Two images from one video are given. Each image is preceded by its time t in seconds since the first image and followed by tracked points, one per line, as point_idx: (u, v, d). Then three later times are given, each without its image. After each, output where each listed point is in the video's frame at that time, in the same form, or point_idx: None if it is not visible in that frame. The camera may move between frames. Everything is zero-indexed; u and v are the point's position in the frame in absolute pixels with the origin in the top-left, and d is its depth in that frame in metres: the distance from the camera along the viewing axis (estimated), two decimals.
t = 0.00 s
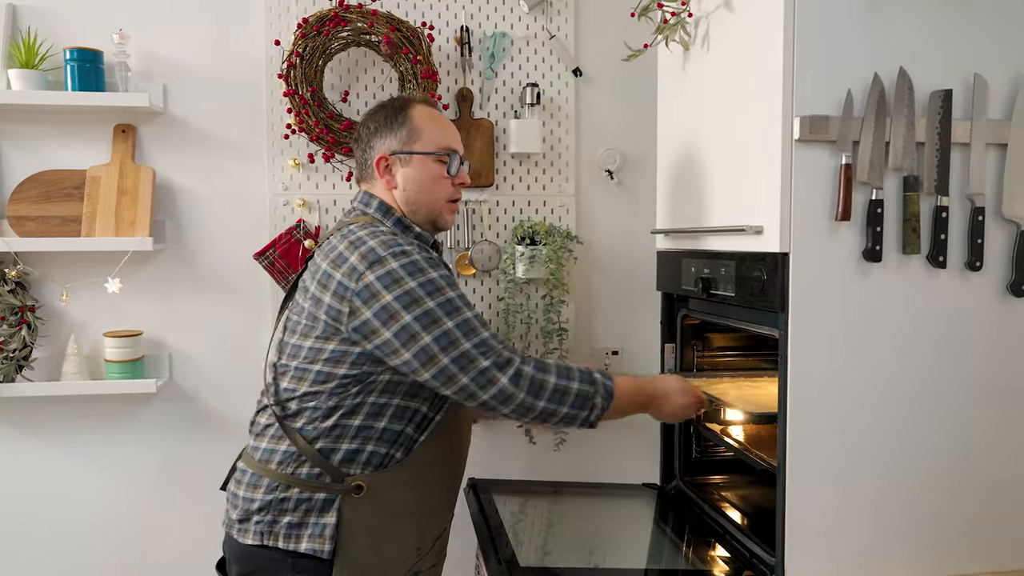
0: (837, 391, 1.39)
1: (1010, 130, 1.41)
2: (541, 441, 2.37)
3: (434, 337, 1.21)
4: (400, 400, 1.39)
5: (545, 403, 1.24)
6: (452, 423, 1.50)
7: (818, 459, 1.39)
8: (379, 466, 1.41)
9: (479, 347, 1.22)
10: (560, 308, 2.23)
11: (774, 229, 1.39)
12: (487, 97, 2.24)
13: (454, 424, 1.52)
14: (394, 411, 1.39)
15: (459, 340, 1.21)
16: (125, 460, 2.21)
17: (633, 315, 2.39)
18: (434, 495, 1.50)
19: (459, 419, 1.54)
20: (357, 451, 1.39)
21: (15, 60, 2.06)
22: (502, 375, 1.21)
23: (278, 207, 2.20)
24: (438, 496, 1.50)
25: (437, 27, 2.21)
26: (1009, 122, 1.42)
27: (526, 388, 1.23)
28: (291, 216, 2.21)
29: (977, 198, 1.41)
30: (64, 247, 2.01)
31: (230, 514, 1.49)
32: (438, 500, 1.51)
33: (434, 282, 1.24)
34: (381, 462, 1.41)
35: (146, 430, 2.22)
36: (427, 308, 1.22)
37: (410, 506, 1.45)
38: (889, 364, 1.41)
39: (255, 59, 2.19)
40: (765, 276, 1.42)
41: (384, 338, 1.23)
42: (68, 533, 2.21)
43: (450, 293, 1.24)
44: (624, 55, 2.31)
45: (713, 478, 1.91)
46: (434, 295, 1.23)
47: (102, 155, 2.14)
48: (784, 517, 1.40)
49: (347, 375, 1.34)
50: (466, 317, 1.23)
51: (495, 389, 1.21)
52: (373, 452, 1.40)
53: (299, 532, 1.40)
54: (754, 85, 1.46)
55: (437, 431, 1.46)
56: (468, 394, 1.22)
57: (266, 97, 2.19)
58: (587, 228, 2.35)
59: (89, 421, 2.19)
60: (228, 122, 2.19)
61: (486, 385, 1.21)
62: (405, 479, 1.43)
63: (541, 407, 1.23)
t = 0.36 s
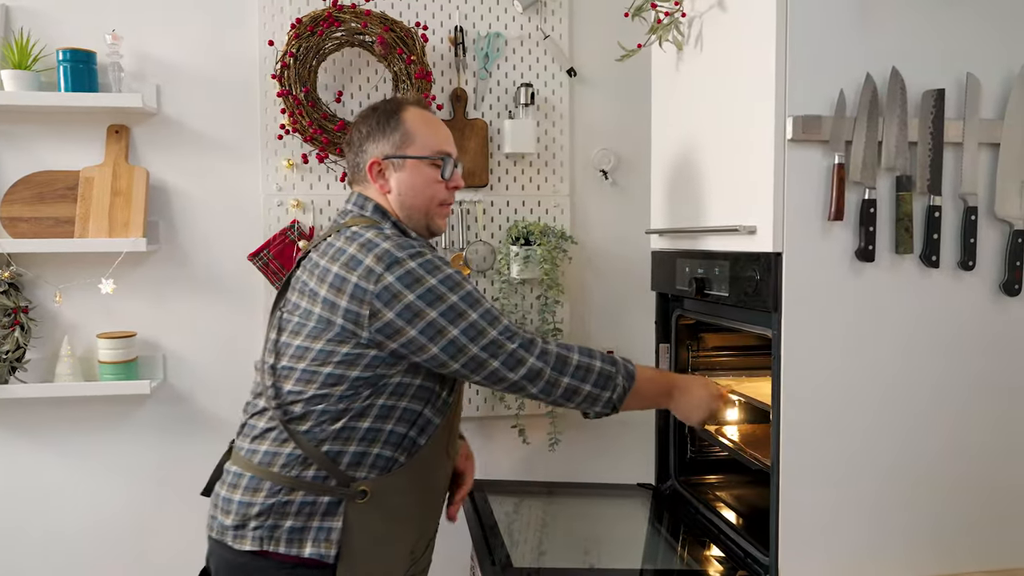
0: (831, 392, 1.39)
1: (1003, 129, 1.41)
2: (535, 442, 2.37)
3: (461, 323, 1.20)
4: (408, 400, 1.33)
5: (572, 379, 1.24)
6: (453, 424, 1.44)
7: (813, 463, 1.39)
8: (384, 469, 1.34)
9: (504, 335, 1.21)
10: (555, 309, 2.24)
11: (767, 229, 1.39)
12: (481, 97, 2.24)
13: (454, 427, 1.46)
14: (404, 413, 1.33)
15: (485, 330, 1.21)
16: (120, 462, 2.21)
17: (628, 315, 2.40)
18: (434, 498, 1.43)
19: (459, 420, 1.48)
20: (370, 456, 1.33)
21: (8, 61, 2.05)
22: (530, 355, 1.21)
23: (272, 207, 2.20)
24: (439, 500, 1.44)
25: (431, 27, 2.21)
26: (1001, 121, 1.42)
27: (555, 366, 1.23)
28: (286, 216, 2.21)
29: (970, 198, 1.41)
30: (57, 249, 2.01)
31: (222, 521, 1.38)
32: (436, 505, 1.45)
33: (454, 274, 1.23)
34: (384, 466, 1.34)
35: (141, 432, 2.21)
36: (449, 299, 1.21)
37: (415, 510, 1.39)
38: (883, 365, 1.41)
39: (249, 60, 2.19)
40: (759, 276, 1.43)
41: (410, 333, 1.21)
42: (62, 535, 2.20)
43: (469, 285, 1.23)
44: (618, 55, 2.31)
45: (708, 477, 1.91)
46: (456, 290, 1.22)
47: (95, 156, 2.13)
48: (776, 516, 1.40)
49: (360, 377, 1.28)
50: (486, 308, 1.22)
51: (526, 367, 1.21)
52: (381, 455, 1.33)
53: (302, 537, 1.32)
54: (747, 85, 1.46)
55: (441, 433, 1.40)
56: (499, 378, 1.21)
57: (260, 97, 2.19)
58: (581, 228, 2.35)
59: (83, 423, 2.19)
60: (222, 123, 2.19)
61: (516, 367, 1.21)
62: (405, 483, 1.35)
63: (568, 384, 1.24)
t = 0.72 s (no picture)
0: (827, 392, 1.40)
1: (999, 130, 1.42)
2: (533, 442, 2.37)
3: (413, 324, 1.11)
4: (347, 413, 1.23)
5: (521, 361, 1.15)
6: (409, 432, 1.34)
7: (809, 465, 1.40)
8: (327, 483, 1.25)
9: (448, 338, 1.12)
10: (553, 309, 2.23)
11: (764, 230, 1.40)
12: (479, 98, 2.24)
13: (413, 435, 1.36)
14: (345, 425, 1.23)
15: (419, 327, 1.11)
16: (117, 463, 2.21)
17: (626, 316, 2.40)
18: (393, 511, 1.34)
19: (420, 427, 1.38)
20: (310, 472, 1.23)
21: (6, 61, 2.05)
22: (474, 351, 1.12)
23: (270, 207, 2.20)
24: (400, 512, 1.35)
25: (429, 28, 2.22)
26: (998, 123, 1.42)
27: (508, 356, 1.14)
28: (284, 216, 2.21)
29: (966, 199, 1.41)
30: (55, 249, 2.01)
31: (167, 533, 1.31)
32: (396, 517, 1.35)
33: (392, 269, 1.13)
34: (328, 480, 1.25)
35: (138, 433, 2.22)
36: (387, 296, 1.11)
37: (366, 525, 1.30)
38: (878, 364, 1.41)
39: (247, 60, 2.19)
40: (755, 277, 1.43)
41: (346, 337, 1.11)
42: (60, 535, 2.20)
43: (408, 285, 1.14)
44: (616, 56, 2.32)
45: (706, 478, 1.91)
46: (386, 285, 1.12)
47: (93, 156, 2.14)
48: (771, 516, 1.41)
49: (289, 386, 1.19)
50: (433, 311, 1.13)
51: (469, 359, 1.12)
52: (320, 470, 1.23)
53: (241, 553, 1.24)
54: (744, 86, 1.46)
55: (391, 447, 1.29)
56: (442, 380, 1.11)
57: (258, 98, 2.19)
58: (579, 229, 2.35)
59: (81, 423, 2.19)
60: (220, 123, 2.19)
61: (460, 366, 1.11)
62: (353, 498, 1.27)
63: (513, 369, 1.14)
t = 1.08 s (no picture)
0: (848, 394, 1.39)
1: None
2: (553, 445, 2.37)
3: (221, 321, 1.09)
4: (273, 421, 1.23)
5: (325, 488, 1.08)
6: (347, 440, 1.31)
7: (831, 470, 1.39)
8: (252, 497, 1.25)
9: (235, 343, 1.08)
10: (572, 313, 2.21)
11: (786, 233, 1.39)
12: (498, 102, 2.25)
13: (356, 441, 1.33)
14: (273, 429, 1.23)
15: (219, 356, 1.07)
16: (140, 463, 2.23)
17: (645, 319, 2.39)
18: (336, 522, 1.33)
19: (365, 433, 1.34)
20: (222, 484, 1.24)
21: (32, 66, 2.08)
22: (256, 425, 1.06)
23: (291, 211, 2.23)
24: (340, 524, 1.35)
25: (448, 32, 2.23)
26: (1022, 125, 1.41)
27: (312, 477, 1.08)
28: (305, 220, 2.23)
29: (990, 202, 1.40)
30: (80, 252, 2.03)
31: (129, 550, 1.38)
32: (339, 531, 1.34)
33: (239, 261, 1.14)
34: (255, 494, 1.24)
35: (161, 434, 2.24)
36: (220, 283, 1.11)
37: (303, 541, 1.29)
38: (900, 366, 1.40)
39: (268, 64, 2.21)
40: (777, 280, 1.43)
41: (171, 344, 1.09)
42: (83, 537, 2.23)
43: (256, 282, 1.13)
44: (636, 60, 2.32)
45: (725, 482, 1.90)
46: (236, 302, 1.11)
47: (118, 160, 2.16)
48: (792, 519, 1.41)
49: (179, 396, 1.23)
50: (260, 318, 1.12)
51: (258, 423, 1.06)
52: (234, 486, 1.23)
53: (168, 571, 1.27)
54: (766, 90, 1.46)
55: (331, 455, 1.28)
56: (251, 451, 1.05)
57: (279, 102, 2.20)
58: (597, 232, 2.35)
59: (104, 424, 2.21)
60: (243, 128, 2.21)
61: (215, 424, 1.04)
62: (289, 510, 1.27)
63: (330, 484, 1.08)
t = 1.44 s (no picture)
0: (898, 396, 1.36)
1: None
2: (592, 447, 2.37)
3: (115, 328, 1.10)
4: (257, 428, 1.19)
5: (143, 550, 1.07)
6: (336, 443, 1.22)
7: (881, 475, 1.36)
8: (245, 509, 1.21)
9: (116, 354, 1.08)
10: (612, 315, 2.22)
11: (832, 235, 1.38)
12: (538, 104, 2.26)
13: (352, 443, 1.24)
14: (253, 433, 1.19)
15: (123, 373, 1.08)
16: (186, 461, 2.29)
17: (685, 321, 2.38)
18: (341, 531, 1.25)
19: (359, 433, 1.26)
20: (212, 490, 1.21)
21: (83, 73, 2.14)
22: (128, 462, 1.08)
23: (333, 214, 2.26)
24: (345, 532, 1.25)
25: (488, 36, 2.24)
26: None
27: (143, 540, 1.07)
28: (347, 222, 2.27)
29: None
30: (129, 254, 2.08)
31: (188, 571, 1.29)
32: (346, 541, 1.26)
33: (158, 269, 1.13)
34: (247, 506, 1.21)
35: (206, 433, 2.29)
36: (133, 291, 1.12)
37: (301, 557, 1.21)
38: (953, 367, 1.37)
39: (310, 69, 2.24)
40: (823, 283, 1.40)
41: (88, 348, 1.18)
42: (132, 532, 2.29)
43: (163, 293, 1.11)
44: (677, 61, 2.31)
45: (767, 487, 1.88)
46: (149, 315, 1.10)
47: (165, 165, 2.21)
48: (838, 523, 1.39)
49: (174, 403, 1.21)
50: (151, 331, 1.10)
51: (100, 455, 1.06)
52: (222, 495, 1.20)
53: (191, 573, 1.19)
54: (811, 90, 1.45)
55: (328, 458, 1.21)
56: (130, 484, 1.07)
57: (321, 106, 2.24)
58: (637, 234, 2.35)
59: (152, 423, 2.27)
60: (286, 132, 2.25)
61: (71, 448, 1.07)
62: (294, 517, 1.21)
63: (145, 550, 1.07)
